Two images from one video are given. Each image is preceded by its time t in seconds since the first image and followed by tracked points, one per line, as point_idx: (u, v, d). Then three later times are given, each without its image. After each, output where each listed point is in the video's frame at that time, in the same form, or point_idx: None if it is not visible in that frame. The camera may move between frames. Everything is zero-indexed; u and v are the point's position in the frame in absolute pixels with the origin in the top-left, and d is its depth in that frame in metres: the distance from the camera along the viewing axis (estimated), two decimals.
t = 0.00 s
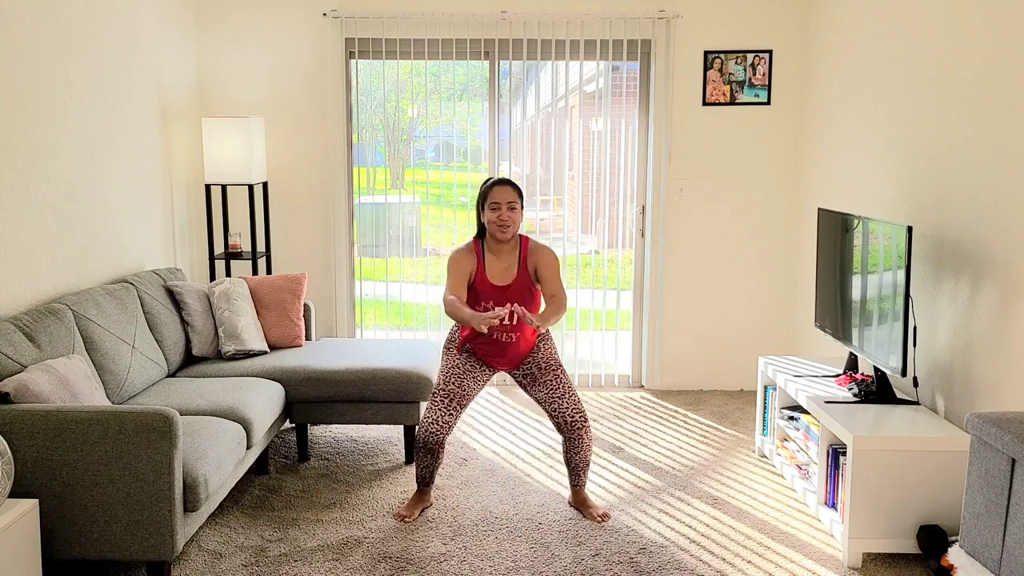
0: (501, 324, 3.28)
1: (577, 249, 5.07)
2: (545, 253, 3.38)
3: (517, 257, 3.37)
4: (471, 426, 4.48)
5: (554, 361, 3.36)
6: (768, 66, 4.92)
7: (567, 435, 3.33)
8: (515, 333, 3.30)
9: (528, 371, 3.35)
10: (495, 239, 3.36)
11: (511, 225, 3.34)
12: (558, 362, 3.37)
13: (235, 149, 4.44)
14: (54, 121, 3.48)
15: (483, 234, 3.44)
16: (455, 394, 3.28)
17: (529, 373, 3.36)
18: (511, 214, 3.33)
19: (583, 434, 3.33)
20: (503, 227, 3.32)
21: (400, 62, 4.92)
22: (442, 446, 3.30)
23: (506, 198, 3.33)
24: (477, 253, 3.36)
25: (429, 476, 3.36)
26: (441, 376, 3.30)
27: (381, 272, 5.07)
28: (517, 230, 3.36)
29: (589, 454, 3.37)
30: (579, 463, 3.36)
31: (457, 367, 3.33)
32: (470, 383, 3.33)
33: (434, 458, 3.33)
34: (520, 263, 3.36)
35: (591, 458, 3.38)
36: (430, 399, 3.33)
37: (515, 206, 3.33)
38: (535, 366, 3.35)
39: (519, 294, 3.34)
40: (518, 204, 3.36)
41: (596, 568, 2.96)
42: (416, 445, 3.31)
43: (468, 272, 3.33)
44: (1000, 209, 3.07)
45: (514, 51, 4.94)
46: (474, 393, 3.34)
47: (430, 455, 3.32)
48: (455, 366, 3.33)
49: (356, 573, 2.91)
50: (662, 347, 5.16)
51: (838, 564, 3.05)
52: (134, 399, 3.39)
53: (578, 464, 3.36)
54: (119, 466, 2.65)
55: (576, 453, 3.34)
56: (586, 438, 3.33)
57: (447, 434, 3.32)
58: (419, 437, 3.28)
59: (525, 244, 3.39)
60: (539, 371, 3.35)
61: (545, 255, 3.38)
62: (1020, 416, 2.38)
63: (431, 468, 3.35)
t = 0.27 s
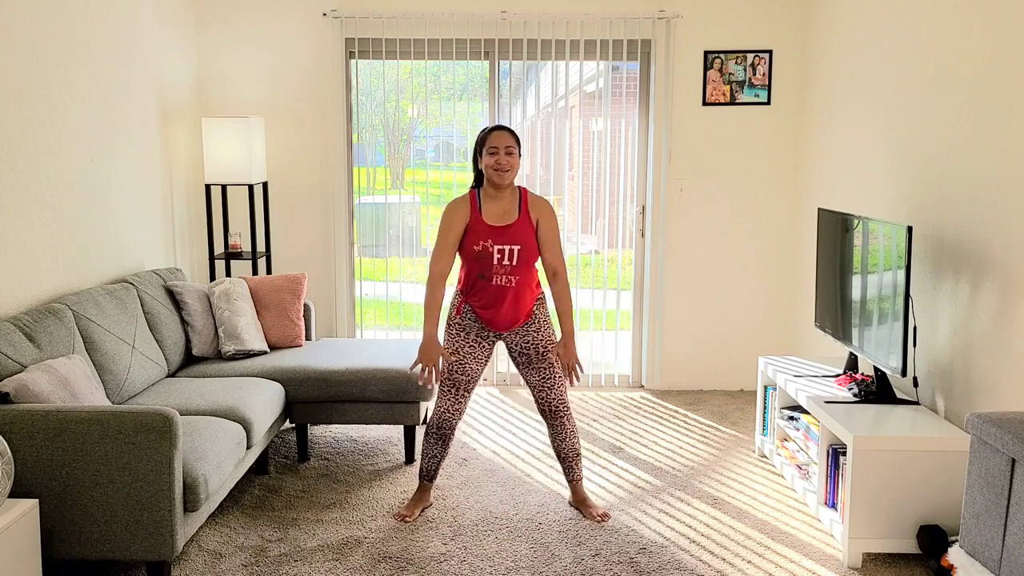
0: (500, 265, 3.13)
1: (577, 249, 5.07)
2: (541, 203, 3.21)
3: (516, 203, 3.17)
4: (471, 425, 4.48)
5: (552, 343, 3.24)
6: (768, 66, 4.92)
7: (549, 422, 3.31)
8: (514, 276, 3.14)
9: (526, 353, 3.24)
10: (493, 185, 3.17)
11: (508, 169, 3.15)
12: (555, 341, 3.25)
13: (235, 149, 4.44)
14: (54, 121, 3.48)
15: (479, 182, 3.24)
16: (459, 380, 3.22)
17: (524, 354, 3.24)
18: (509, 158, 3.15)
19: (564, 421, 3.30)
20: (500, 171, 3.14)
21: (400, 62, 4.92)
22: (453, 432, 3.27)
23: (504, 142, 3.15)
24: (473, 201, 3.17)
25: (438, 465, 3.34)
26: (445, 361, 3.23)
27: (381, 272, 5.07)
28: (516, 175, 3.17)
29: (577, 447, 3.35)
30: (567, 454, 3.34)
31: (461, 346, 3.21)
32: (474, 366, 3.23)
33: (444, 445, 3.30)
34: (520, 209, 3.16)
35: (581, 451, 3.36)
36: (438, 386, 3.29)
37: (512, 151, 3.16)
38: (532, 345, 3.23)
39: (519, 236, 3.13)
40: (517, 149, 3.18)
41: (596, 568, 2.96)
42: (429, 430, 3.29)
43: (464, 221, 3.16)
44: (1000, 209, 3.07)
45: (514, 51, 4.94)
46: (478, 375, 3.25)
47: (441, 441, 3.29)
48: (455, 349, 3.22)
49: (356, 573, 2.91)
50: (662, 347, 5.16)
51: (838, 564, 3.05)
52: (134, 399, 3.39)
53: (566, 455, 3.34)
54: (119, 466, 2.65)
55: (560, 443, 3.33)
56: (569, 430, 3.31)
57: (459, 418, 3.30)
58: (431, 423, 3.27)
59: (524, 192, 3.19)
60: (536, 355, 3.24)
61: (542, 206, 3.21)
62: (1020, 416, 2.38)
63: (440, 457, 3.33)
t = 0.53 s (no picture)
0: (501, 254, 3.13)
1: (577, 249, 5.07)
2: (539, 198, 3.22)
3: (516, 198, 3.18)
4: (471, 425, 4.48)
5: (547, 350, 3.23)
6: (768, 66, 4.92)
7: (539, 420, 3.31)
8: (515, 266, 3.14)
9: (521, 355, 3.23)
10: (492, 181, 3.17)
11: (508, 165, 3.15)
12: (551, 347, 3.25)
13: (235, 149, 4.44)
14: (54, 121, 3.48)
15: (480, 177, 3.26)
16: (462, 380, 3.22)
17: (519, 357, 3.23)
18: (508, 154, 3.15)
19: (555, 418, 3.30)
20: (500, 167, 3.14)
21: (400, 62, 4.92)
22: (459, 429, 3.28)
23: (503, 138, 3.15)
24: (472, 195, 3.18)
25: (439, 462, 3.33)
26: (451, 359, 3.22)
27: (381, 272, 5.07)
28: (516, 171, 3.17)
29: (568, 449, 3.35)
30: (560, 455, 3.34)
31: (462, 346, 3.21)
32: (474, 368, 3.22)
33: (447, 441, 3.30)
34: (521, 203, 3.17)
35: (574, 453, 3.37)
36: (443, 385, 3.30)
37: (512, 147, 3.15)
38: (528, 347, 3.21)
39: (520, 227, 3.13)
40: (517, 144, 3.18)
41: (596, 568, 2.96)
42: (434, 425, 3.29)
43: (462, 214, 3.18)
44: (1000, 210, 3.07)
45: (514, 51, 4.94)
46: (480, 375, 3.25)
47: (445, 437, 3.30)
48: (456, 350, 3.21)
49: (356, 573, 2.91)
50: (662, 347, 5.16)
51: (838, 564, 3.05)
52: (133, 399, 3.39)
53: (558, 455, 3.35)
54: (119, 466, 2.65)
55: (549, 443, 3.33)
56: (558, 434, 3.31)
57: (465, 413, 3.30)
58: (438, 418, 3.28)
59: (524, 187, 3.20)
60: (531, 359, 3.23)
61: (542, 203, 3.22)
62: (1020, 416, 2.38)
63: (442, 453, 3.33)
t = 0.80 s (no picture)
0: (500, 253, 3.13)
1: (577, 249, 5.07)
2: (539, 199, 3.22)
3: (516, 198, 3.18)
4: (471, 425, 4.48)
5: (546, 350, 3.23)
6: (768, 66, 4.92)
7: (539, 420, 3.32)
8: (514, 265, 3.13)
9: (521, 355, 3.23)
10: (492, 182, 3.17)
11: (508, 167, 3.15)
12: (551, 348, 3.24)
13: (235, 149, 4.44)
14: (54, 120, 3.48)
15: (481, 178, 3.26)
16: (463, 381, 3.22)
17: (518, 358, 3.23)
18: (507, 157, 3.15)
19: (555, 420, 3.31)
20: (500, 169, 3.14)
21: (400, 62, 4.92)
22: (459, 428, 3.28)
23: (503, 140, 3.15)
24: (473, 195, 3.19)
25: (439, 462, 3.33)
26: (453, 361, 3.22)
27: (381, 272, 5.07)
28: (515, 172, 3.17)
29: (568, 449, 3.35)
30: (561, 455, 3.35)
31: (459, 348, 3.21)
32: (475, 369, 3.22)
33: (448, 441, 3.31)
34: (520, 204, 3.16)
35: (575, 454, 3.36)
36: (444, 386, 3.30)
37: (511, 149, 3.16)
38: (526, 348, 3.21)
39: (519, 227, 3.13)
40: (517, 145, 3.19)
41: (596, 568, 2.96)
42: (435, 426, 3.29)
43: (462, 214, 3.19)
44: (1001, 210, 3.07)
45: (514, 51, 4.94)
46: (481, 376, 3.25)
47: (446, 437, 3.30)
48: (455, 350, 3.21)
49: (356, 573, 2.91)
50: (662, 347, 5.16)
51: (838, 564, 3.05)
52: (133, 399, 3.39)
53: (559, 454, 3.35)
54: (119, 466, 2.65)
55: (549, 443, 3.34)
56: (559, 432, 3.31)
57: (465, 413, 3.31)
58: (439, 418, 3.28)
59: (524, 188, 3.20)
60: (531, 360, 3.22)
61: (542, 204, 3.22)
62: (1020, 416, 2.38)
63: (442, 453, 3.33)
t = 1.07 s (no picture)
0: (499, 269, 3.16)
1: (577, 249, 5.07)
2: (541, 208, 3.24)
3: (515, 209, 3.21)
4: (471, 425, 4.48)
5: (552, 347, 3.24)
6: (768, 66, 4.92)
7: (555, 425, 3.31)
8: (513, 281, 3.16)
9: (526, 355, 3.23)
10: (493, 191, 3.21)
11: (509, 175, 3.19)
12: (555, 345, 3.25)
13: (235, 149, 4.44)
14: (54, 120, 3.48)
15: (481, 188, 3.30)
16: (455, 382, 3.22)
17: (525, 356, 3.24)
18: (509, 164, 3.19)
19: (571, 424, 3.30)
20: (500, 177, 3.18)
21: (400, 62, 4.92)
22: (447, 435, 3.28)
23: (504, 148, 3.20)
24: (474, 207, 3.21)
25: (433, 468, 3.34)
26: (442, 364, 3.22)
27: (381, 272, 5.07)
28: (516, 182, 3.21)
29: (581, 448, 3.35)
30: (570, 455, 3.34)
31: (457, 349, 3.21)
32: (469, 370, 3.23)
33: (439, 448, 3.31)
34: (519, 216, 3.20)
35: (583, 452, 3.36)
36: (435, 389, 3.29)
37: (512, 157, 3.20)
38: (531, 348, 3.22)
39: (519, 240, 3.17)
40: (518, 155, 3.23)
41: (596, 568, 2.96)
42: (423, 434, 3.29)
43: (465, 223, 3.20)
44: (1000, 210, 3.07)
45: (514, 51, 4.94)
46: (473, 378, 3.24)
47: (436, 445, 3.30)
48: (453, 351, 3.22)
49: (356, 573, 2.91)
50: (663, 347, 5.16)
51: (838, 564, 3.05)
52: (133, 399, 3.39)
53: (568, 456, 3.34)
54: (119, 466, 2.65)
55: (565, 444, 3.32)
56: (573, 431, 3.30)
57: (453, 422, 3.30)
58: (425, 427, 3.27)
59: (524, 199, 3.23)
60: (537, 357, 3.23)
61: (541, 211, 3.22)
62: (1020, 416, 2.38)
63: (435, 459, 3.33)
